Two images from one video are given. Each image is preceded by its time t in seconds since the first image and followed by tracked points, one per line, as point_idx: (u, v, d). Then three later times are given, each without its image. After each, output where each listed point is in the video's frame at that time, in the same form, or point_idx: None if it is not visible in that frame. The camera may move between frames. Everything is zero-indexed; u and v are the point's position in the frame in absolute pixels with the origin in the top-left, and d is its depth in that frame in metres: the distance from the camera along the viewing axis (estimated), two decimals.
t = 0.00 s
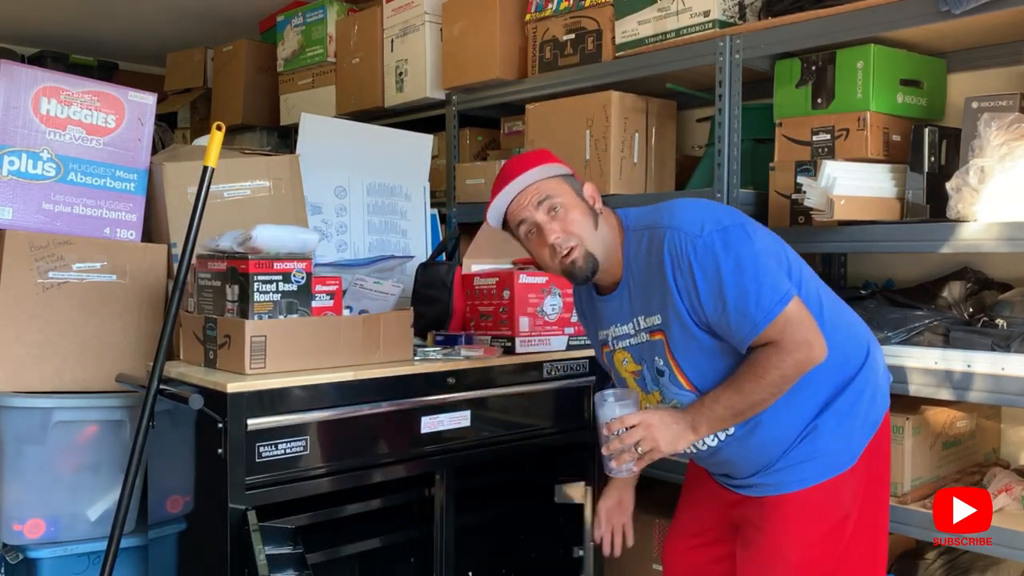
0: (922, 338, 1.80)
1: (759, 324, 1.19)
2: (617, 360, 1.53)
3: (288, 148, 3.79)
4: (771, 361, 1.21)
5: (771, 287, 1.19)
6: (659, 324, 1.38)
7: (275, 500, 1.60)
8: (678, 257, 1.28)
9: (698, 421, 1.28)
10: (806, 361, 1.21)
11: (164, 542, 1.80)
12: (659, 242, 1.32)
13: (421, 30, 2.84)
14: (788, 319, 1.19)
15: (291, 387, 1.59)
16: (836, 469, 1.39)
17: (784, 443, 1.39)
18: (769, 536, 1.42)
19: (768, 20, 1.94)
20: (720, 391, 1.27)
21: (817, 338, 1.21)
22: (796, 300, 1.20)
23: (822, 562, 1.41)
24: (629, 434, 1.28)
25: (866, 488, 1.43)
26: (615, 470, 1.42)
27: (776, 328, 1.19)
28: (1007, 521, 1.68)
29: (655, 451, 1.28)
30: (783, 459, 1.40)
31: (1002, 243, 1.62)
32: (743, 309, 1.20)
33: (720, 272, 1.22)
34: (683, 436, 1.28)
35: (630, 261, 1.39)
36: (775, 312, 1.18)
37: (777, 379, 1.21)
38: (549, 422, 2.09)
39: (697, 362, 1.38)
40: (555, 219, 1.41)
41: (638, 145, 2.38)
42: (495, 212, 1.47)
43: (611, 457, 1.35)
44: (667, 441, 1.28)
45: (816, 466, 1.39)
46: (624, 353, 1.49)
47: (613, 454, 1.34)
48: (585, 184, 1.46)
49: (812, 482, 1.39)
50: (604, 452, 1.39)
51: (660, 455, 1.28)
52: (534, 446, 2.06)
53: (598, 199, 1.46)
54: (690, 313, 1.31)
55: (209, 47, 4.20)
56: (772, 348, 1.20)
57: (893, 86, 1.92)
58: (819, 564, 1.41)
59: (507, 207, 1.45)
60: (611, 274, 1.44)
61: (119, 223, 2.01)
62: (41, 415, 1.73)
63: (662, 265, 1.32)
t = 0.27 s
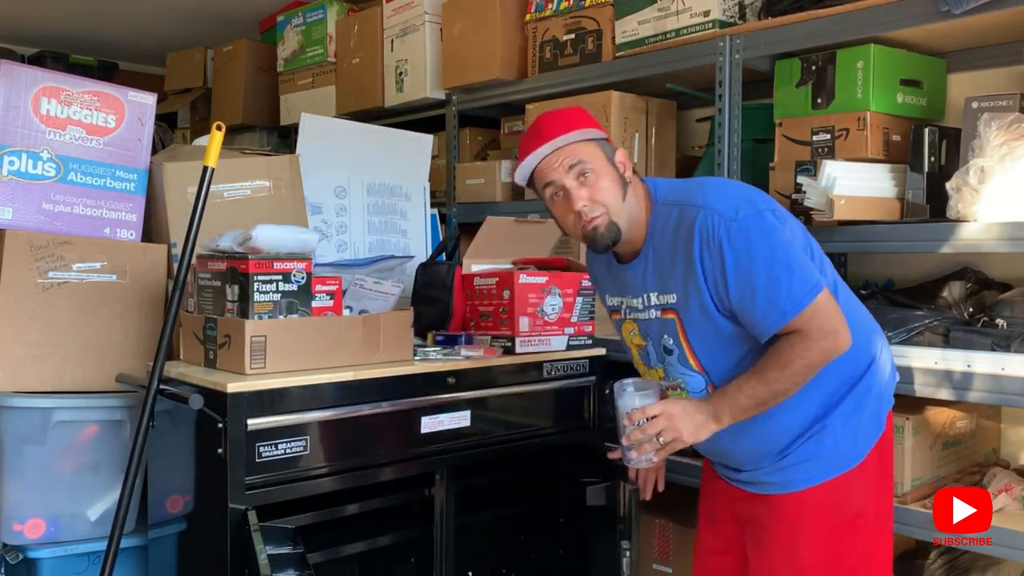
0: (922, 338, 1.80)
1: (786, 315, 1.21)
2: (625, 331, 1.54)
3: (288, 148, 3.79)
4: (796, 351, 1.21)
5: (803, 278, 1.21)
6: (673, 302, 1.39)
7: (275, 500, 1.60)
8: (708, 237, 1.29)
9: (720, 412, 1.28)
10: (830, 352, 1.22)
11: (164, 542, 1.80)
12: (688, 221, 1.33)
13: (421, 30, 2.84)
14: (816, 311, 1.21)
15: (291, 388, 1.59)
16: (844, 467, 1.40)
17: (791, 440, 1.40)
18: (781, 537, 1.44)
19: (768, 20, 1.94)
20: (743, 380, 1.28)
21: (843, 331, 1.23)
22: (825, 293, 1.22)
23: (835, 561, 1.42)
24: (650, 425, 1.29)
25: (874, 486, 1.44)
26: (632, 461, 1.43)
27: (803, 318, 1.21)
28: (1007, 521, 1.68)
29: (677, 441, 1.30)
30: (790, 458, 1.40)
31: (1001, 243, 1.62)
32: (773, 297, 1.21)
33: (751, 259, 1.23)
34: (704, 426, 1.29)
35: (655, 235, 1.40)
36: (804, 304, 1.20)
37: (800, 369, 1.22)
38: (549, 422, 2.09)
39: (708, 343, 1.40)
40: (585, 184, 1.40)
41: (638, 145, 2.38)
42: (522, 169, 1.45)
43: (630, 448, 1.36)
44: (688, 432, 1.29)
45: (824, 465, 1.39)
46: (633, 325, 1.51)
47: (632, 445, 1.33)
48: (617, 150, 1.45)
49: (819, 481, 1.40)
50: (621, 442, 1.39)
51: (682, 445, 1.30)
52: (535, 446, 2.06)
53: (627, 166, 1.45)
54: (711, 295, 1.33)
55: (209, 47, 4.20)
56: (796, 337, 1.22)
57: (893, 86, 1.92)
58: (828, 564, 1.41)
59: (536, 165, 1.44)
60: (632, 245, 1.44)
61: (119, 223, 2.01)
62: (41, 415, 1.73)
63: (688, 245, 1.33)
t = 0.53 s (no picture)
0: (922, 338, 1.79)
1: (815, 303, 1.21)
2: (652, 312, 1.55)
3: (288, 148, 3.79)
4: (824, 339, 1.22)
5: (836, 268, 1.21)
6: (704, 284, 1.40)
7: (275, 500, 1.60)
8: (744, 221, 1.29)
9: (744, 399, 1.29)
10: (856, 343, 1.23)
11: (164, 542, 1.81)
12: (725, 204, 1.34)
13: (421, 30, 2.84)
14: (846, 301, 1.22)
15: (291, 388, 1.59)
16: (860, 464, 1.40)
17: (808, 433, 1.40)
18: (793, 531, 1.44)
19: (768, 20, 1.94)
20: (769, 367, 1.28)
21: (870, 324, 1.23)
22: (856, 284, 1.23)
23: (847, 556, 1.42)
24: (675, 409, 1.31)
25: (890, 484, 1.43)
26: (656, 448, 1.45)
27: (833, 307, 1.21)
28: (1007, 521, 1.68)
29: (702, 426, 1.31)
30: (805, 451, 1.41)
31: (1001, 243, 1.62)
32: (804, 284, 1.22)
33: (785, 245, 1.24)
34: (730, 412, 1.31)
35: (692, 217, 1.40)
36: (835, 292, 1.21)
37: (825, 358, 1.23)
38: (549, 422, 2.09)
39: (738, 326, 1.40)
40: (599, 215, 1.40)
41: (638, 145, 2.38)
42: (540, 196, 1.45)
43: (654, 434, 1.38)
44: (713, 417, 1.31)
45: (838, 461, 1.39)
46: (662, 306, 1.51)
47: (656, 430, 1.35)
48: (634, 169, 1.38)
49: (833, 476, 1.40)
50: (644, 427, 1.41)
51: (706, 430, 1.32)
52: (535, 446, 2.06)
53: (645, 181, 1.39)
54: (742, 279, 1.33)
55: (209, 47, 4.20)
56: (824, 325, 1.22)
57: (893, 86, 1.92)
58: (842, 560, 1.41)
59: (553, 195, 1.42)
60: (666, 232, 1.45)
61: (119, 223, 2.01)
62: (41, 415, 1.73)
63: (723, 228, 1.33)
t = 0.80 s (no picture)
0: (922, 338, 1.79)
1: (831, 289, 1.22)
2: (674, 303, 1.56)
3: (287, 148, 3.78)
4: (842, 324, 1.23)
5: (851, 253, 1.22)
6: (721, 272, 1.40)
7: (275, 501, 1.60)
8: (757, 210, 1.30)
9: (769, 386, 1.31)
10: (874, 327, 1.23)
11: (164, 542, 1.81)
12: (738, 194, 1.35)
13: (421, 30, 2.84)
14: (862, 284, 1.23)
15: (291, 388, 1.59)
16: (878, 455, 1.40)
17: (827, 422, 1.41)
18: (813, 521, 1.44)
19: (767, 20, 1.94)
20: (790, 354, 1.30)
21: (887, 307, 1.24)
22: (871, 269, 1.24)
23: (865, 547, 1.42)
24: (701, 401, 1.33)
25: (906, 478, 1.45)
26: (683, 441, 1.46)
27: (849, 290, 1.22)
28: (1007, 521, 1.68)
29: (728, 417, 1.33)
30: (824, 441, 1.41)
31: (1001, 243, 1.62)
32: (820, 270, 1.23)
33: (799, 231, 1.25)
34: (755, 402, 1.32)
35: (706, 208, 1.41)
36: (849, 276, 1.22)
37: (845, 343, 1.24)
38: (549, 422, 2.09)
39: (756, 315, 1.40)
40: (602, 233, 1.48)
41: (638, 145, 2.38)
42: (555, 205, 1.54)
43: (682, 426, 1.39)
44: (739, 407, 1.32)
45: (858, 451, 1.39)
46: (682, 296, 1.52)
47: (683, 422, 1.38)
48: (624, 200, 1.40)
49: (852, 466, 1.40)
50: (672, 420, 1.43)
51: (733, 420, 1.33)
52: (535, 446, 2.06)
53: (637, 207, 1.41)
54: (757, 267, 1.34)
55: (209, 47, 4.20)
56: (841, 310, 1.23)
57: (893, 86, 1.92)
58: (859, 554, 1.42)
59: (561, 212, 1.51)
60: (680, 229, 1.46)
61: (118, 223, 2.01)
62: (41, 415, 1.73)
63: (736, 217, 1.34)
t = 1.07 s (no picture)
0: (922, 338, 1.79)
1: (820, 290, 1.21)
2: (679, 312, 1.56)
3: (287, 148, 3.78)
4: (833, 325, 1.22)
5: (838, 254, 1.21)
6: (720, 279, 1.40)
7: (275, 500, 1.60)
8: (745, 215, 1.30)
9: (761, 388, 1.31)
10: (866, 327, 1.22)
11: (164, 542, 1.81)
12: (726, 199, 1.34)
13: (421, 30, 2.84)
14: (852, 284, 1.21)
15: (292, 388, 1.59)
16: (902, 457, 1.40)
17: (841, 428, 1.41)
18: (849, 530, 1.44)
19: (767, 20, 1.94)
20: (782, 356, 1.30)
21: (879, 304, 1.22)
22: (862, 267, 1.22)
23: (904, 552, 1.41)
24: (695, 403, 1.33)
25: (933, 475, 1.45)
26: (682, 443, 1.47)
27: (838, 291, 1.21)
28: (1007, 521, 1.68)
29: (721, 418, 1.33)
30: (845, 448, 1.41)
31: (1001, 243, 1.62)
32: (807, 273, 1.22)
33: (787, 234, 1.24)
34: (748, 402, 1.32)
35: (697, 216, 1.41)
36: (838, 277, 1.21)
37: (839, 344, 1.23)
38: (549, 422, 2.09)
39: (754, 320, 1.40)
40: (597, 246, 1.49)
41: (638, 145, 2.38)
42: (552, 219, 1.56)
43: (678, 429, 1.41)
44: (732, 408, 1.32)
45: (880, 455, 1.39)
46: (686, 305, 1.52)
47: (679, 422, 1.37)
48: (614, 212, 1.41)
49: (876, 471, 1.40)
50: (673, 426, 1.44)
51: (727, 421, 1.33)
52: (535, 446, 2.06)
53: (630, 220, 1.42)
54: (751, 272, 1.33)
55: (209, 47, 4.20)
56: (833, 312, 1.22)
57: (893, 86, 1.92)
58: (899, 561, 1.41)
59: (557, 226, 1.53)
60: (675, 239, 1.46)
61: (118, 223, 2.01)
62: (41, 415, 1.73)
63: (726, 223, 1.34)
